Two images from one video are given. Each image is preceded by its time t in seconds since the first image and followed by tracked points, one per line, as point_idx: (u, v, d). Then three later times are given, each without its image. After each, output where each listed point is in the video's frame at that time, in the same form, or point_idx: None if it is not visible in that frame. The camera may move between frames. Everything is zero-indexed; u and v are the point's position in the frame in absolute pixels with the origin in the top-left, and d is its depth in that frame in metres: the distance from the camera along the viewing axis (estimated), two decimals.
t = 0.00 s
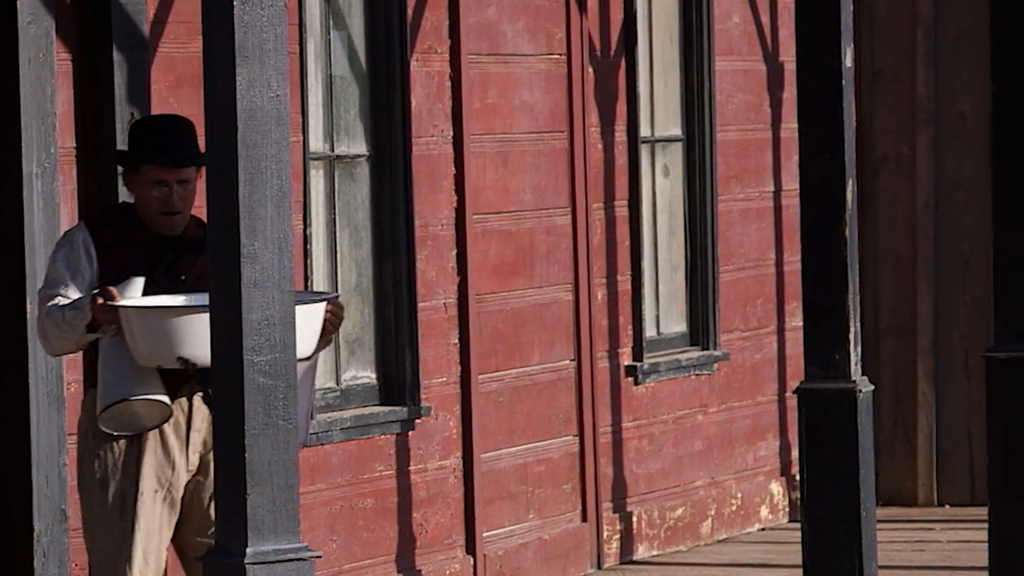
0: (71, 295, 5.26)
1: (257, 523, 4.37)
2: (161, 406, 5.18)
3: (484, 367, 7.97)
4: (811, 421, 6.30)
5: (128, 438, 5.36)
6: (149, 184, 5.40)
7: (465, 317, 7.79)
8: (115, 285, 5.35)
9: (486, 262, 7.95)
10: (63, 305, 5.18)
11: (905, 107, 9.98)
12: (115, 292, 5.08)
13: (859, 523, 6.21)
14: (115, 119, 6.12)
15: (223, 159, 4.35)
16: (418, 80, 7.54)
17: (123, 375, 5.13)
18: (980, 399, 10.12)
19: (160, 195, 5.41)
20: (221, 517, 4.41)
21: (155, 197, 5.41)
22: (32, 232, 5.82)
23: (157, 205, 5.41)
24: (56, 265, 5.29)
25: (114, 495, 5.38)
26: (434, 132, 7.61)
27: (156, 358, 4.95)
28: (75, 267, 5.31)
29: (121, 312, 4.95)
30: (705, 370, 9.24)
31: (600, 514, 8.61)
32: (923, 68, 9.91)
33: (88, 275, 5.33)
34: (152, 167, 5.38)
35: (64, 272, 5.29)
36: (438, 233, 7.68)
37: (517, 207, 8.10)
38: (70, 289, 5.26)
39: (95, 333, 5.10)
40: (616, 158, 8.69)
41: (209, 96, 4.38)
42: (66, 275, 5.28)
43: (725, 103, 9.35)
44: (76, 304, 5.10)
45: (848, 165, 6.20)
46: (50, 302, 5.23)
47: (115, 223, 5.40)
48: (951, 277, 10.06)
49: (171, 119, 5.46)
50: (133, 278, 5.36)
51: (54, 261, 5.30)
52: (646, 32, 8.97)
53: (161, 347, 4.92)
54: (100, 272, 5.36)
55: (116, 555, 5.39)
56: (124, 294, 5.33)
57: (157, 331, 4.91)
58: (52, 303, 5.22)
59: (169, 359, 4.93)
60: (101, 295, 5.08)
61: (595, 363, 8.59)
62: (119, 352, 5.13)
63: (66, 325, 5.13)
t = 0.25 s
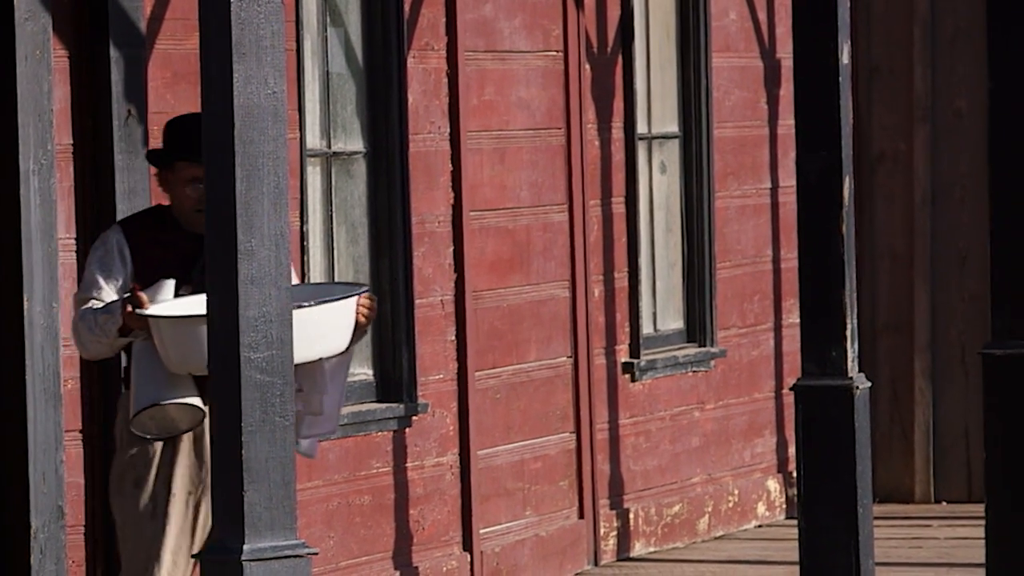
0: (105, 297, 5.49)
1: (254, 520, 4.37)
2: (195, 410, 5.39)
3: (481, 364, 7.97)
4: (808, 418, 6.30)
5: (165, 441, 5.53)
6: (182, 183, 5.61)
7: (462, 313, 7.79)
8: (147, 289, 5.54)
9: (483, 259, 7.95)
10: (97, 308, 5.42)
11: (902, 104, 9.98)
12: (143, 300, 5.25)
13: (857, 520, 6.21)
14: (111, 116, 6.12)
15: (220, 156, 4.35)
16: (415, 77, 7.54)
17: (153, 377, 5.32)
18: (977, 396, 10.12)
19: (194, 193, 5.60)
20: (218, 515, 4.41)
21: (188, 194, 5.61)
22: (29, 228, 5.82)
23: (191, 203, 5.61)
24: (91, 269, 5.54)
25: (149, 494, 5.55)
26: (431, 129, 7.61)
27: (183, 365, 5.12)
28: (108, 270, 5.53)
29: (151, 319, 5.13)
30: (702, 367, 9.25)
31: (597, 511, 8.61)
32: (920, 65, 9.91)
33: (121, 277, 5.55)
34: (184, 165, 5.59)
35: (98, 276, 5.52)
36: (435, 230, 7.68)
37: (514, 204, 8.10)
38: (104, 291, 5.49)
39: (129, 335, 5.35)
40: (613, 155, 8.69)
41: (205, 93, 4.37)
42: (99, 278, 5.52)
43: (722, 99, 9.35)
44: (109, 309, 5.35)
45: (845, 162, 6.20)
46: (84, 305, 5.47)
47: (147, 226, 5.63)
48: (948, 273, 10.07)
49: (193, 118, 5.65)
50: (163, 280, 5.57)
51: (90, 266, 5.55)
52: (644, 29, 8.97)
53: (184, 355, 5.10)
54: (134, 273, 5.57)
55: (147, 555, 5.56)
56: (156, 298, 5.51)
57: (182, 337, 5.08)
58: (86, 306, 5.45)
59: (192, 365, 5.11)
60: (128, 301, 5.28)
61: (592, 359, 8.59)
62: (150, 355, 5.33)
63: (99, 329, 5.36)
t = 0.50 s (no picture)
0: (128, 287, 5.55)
1: (253, 516, 4.37)
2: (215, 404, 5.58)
3: (480, 360, 7.97)
4: (807, 414, 6.30)
5: (178, 431, 5.65)
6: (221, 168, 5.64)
7: (460, 309, 7.79)
8: (164, 280, 5.62)
9: (482, 254, 7.95)
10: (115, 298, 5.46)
11: (901, 99, 9.98)
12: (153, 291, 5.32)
13: (856, 515, 6.22)
14: (110, 112, 6.12)
15: (218, 152, 4.35)
16: (414, 73, 7.54)
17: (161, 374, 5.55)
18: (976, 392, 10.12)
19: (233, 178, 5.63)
20: (218, 511, 4.41)
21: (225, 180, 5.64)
22: (28, 223, 5.82)
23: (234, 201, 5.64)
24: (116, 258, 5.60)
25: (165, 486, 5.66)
26: (430, 124, 7.60)
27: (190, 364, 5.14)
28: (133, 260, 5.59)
29: (156, 318, 5.15)
30: (701, 363, 9.25)
31: (596, 507, 8.61)
32: (919, 61, 9.91)
33: (146, 266, 5.60)
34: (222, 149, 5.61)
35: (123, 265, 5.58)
36: (434, 225, 7.68)
37: (513, 200, 8.10)
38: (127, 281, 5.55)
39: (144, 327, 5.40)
40: (612, 150, 8.69)
41: (204, 89, 4.37)
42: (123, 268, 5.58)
43: (721, 95, 9.35)
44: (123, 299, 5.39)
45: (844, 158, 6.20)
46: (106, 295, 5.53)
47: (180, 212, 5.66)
48: (947, 269, 10.07)
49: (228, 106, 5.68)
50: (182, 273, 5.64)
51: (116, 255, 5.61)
52: (643, 25, 8.97)
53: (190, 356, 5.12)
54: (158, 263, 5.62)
55: (161, 544, 5.68)
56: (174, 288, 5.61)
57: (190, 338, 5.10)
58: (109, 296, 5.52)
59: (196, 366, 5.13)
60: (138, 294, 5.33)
61: (591, 355, 8.59)
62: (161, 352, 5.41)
63: (115, 319, 5.40)
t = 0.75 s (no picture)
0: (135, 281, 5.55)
1: (252, 512, 4.37)
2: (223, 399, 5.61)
3: (480, 356, 7.97)
4: (807, 410, 6.29)
5: (186, 427, 5.65)
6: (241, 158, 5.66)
7: (460, 306, 7.79)
8: (173, 276, 5.61)
9: (482, 251, 7.94)
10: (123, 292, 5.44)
11: (901, 96, 9.97)
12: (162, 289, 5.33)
13: (856, 512, 6.22)
14: (110, 108, 6.12)
15: (218, 149, 4.35)
16: (414, 69, 7.54)
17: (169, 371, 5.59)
18: (976, 388, 10.12)
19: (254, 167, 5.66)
20: (217, 507, 4.41)
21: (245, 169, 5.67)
22: (27, 220, 5.82)
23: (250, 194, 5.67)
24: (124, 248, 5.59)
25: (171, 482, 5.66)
26: (430, 120, 7.60)
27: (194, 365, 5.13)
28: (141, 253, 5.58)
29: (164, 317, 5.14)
30: (701, 359, 9.25)
31: (596, 503, 8.61)
32: (919, 57, 9.91)
33: (154, 258, 5.61)
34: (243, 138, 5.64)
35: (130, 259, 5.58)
36: (434, 222, 7.68)
37: (513, 196, 8.10)
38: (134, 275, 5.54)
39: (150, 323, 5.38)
40: (611, 147, 8.69)
41: (204, 85, 4.37)
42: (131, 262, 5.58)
43: (721, 92, 9.35)
44: (131, 294, 5.38)
45: (844, 154, 6.20)
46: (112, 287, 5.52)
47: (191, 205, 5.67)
48: (947, 266, 10.06)
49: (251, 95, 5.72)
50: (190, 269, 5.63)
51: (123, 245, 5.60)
52: (642, 21, 8.97)
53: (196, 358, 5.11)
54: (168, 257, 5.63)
55: (165, 538, 5.67)
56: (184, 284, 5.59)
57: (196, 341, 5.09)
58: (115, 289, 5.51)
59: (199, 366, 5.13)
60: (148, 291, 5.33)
61: (591, 351, 8.59)
62: (167, 348, 5.42)
63: (123, 313, 5.39)
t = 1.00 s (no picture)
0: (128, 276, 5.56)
1: (252, 508, 4.37)
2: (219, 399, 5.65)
3: (479, 352, 7.97)
4: (807, 406, 6.29)
5: (179, 428, 5.70)
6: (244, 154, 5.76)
7: (459, 302, 7.79)
8: (171, 277, 5.61)
9: (481, 247, 7.94)
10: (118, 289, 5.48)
11: (900, 92, 9.97)
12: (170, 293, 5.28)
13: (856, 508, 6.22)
14: (109, 105, 6.12)
15: (218, 145, 4.35)
16: (413, 65, 7.54)
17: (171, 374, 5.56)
18: (976, 384, 10.12)
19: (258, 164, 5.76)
20: (218, 503, 4.41)
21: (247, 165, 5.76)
22: (26, 216, 5.81)
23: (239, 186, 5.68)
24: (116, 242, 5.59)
25: (167, 483, 5.70)
26: (430, 116, 7.60)
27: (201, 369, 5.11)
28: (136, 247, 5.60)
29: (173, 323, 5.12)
30: (700, 355, 9.25)
31: (595, 499, 8.61)
32: (918, 53, 9.90)
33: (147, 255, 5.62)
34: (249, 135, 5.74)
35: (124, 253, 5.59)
36: (434, 218, 7.67)
37: (513, 192, 8.09)
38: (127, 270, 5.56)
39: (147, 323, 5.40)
40: (611, 143, 8.69)
41: (203, 81, 4.37)
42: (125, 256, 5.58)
43: (720, 88, 9.35)
44: (130, 293, 5.41)
45: (843, 150, 6.20)
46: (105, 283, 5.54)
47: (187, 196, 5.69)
48: (947, 262, 10.07)
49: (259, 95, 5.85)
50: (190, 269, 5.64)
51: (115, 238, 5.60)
52: (642, 17, 8.97)
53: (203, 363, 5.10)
54: (160, 252, 5.64)
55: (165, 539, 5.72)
56: (182, 285, 5.59)
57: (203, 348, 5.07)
58: (108, 285, 5.53)
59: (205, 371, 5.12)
60: (153, 291, 5.30)
61: (590, 348, 8.59)
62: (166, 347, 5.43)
63: (119, 311, 5.43)
